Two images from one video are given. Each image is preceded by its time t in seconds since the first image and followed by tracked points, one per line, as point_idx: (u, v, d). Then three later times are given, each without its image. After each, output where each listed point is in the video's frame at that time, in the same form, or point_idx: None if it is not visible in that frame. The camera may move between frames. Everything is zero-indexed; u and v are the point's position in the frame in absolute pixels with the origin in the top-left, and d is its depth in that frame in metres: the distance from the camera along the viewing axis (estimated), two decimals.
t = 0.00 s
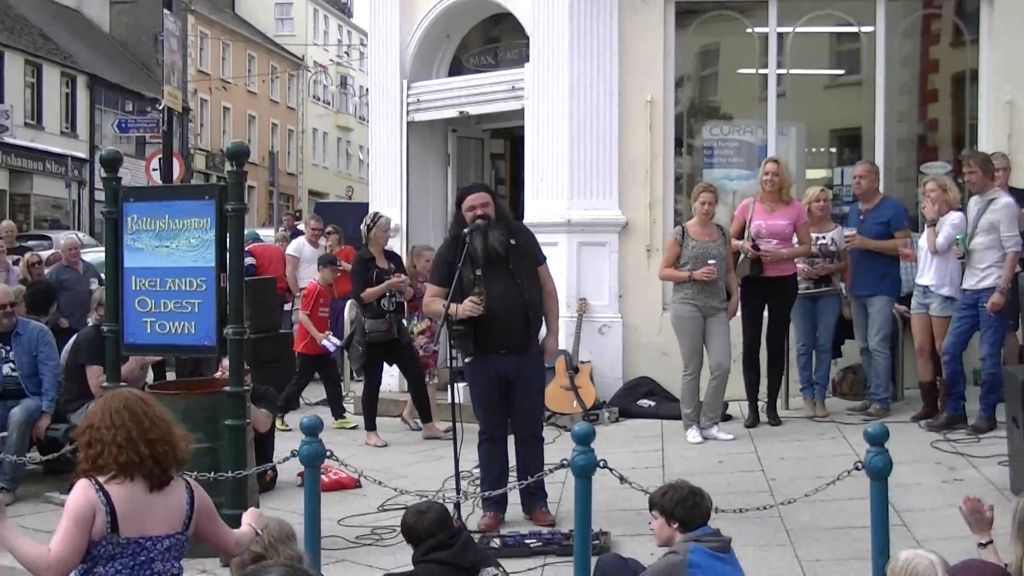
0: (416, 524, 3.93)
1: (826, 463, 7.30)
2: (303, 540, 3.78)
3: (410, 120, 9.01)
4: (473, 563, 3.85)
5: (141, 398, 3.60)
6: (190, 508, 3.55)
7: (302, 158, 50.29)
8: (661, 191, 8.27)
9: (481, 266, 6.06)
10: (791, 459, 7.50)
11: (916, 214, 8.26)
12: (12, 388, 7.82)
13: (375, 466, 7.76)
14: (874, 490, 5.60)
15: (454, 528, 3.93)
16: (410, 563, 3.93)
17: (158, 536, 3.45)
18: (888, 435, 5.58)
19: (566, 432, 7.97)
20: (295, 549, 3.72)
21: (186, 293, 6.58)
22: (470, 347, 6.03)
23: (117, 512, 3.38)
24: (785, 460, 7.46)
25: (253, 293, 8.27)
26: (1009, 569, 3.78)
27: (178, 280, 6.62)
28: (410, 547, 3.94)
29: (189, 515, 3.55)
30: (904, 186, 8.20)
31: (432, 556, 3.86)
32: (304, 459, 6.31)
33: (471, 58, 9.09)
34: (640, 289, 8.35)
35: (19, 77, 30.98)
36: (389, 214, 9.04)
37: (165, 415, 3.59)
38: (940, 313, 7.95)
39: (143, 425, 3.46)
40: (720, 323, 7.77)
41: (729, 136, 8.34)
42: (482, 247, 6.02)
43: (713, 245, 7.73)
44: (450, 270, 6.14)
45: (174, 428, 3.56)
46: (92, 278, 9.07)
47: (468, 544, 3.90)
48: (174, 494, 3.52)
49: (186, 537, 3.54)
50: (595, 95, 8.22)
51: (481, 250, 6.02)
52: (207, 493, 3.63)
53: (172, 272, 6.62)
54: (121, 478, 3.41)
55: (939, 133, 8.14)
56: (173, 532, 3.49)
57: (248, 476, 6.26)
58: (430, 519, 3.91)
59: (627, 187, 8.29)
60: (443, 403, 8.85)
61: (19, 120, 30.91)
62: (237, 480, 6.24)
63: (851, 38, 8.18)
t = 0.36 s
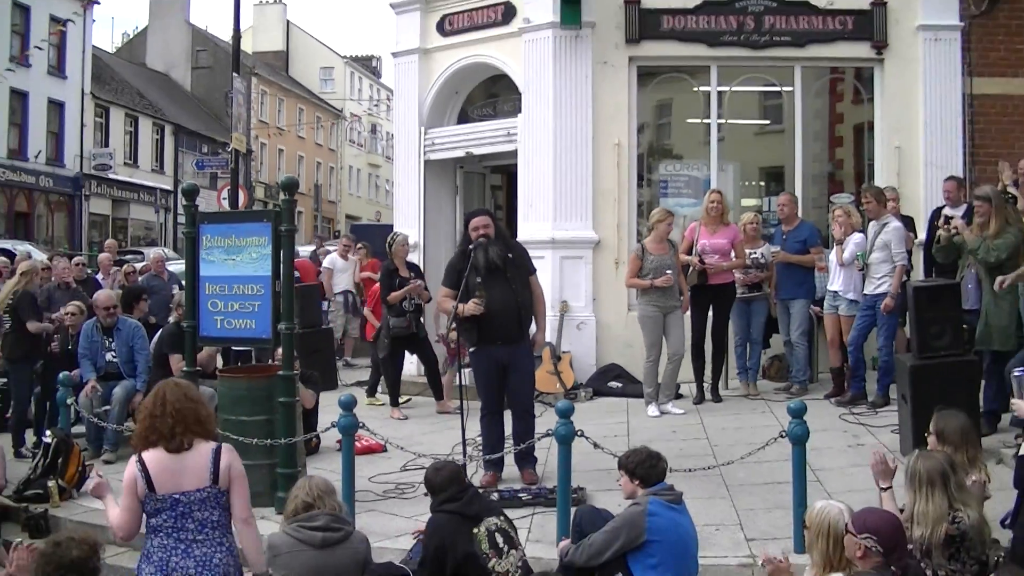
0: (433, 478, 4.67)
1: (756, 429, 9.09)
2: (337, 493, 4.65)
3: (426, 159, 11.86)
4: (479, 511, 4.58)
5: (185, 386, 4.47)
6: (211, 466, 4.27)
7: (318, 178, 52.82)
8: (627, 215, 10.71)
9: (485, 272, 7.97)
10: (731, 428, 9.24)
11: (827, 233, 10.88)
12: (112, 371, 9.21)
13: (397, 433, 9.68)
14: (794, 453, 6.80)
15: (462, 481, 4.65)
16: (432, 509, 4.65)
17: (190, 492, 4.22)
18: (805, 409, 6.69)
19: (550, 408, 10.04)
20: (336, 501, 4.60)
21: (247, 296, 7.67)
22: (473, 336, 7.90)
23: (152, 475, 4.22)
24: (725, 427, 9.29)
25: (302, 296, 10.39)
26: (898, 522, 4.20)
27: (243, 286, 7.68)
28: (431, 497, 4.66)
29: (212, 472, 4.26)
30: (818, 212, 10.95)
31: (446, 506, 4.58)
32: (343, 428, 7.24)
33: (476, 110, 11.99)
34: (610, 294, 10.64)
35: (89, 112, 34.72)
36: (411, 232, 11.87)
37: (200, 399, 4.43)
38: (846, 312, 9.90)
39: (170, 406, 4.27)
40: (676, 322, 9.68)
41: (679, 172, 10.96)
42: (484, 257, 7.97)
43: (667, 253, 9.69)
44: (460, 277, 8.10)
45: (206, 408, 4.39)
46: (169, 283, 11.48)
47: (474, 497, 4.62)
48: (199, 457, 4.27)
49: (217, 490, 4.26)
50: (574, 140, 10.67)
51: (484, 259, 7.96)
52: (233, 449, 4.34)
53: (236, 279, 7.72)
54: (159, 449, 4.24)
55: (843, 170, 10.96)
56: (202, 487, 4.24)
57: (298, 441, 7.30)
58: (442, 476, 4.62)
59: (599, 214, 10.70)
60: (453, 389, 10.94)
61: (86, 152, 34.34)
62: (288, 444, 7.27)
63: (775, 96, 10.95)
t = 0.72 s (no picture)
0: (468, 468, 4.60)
1: (754, 429, 9.13)
2: (345, 493, 4.72)
3: (427, 159, 11.94)
4: (494, 515, 4.48)
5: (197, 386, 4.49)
6: (192, 463, 4.20)
7: (319, 180, 52.99)
8: (625, 216, 10.80)
9: (489, 283, 7.92)
10: (729, 428, 9.27)
11: (824, 235, 10.98)
12: (114, 370, 9.20)
13: (397, 432, 9.73)
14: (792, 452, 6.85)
15: (492, 483, 4.55)
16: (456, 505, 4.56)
17: (175, 492, 4.22)
18: (804, 410, 6.76)
19: (548, 408, 10.13)
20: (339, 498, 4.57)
21: (250, 295, 7.72)
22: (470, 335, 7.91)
23: (151, 479, 4.31)
24: (723, 427, 9.32)
25: (303, 296, 10.46)
26: (894, 518, 4.19)
27: (243, 286, 7.74)
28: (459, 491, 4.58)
29: (194, 469, 4.20)
30: (816, 213, 11.04)
31: (463, 503, 4.50)
32: (343, 426, 7.23)
33: (476, 111, 12.05)
34: (609, 294, 10.73)
35: (92, 112, 34.83)
36: (410, 233, 11.94)
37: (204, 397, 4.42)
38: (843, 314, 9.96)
39: (159, 408, 4.30)
40: (677, 323, 9.74)
41: (679, 173, 11.05)
42: (488, 270, 7.93)
43: (666, 254, 9.74)
44: (464, 276, 8.07)
45: (204, 406, 4.36)
46: (173, 283, 11.56)
47: (496, 497, 4.51)
48: (183, 454, 4.24)
49: (199, 490, 4.20)
50: (574, 141, 10.75)
51: (487, 272, 7.92)
52: (216, 443, 4.23)
53: (238, 279, 7.77)
54: (151, 453, 4.29)
55: (841, 172, 11.04)
56: (183, 488, 4.21)
57: (298, 439, 7.30)
58: (476, 467, 4.54)
59: (599, 214, 10.79)
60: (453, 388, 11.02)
61: (88, 151, 34.41)
62: (288, 443, 7.29)
63: (774, 98, 11.04)
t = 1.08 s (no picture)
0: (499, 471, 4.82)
1: (751, 430, 9.14)
2: (347, 491, 4.76)
3: (425, 160, 11.95)
4: (527, 521, 4.70)
5: (218, 379, 4.38)
6: (211, 469, 4.13)
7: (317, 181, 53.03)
8: (623, 217, 10.81)
9: (498, 277, 7.74)
10: (726, 428, 9.27)
11: (822, 236, 11.01)
12: (112, 371, 9.23)
13: (396, 432, 9.73)
14: (789, 453, 6.86)
15: (529, 490, 4.76)
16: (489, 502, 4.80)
17: (191, 493, 4.17)
18: (801, 411, 6.77)
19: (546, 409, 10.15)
20: (340, 497, 4.69)
21: (246, 297, 7.71)
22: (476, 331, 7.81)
23: (168, 476, 4.24)
24: (721, 428, 9.32)
25: (300, 297, 10.46)
26: (889, 519, 4.21)
27: (241, 287, 7.74)
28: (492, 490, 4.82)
29: (212, 476, 4.13)
30: (813, 215, 11.07)
31: (499, 503, 4.72)
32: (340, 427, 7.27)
33: (473, 112, 12.07)
34: (607, 295, 10.75)
35: (89, 114, 34.82)
36: (407, 234, 11.95)
37: (225, 397, 4.30)
38: (840, 315, 9.96)
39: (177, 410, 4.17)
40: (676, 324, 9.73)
41: (676, 174, 11.07)
42: (500, 265, 7.74)
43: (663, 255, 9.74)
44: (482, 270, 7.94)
45: (224, 406, 4.25)
46: (169, 284, 11.59)
47: (531, 503, 4.73)
48: (202, 459, 4.16)
49: (216, 494, 4.14)
50: (572, 142, 10.76)
51: (499, 266, 7.74)
52: (235, 451, 4.13)
53: (236, 280, 7.77)
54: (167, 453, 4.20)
55: (839, 174, 11.06)
56: (200, 489, 4.15)
57: (296, 440, 7.27)
58: (520, 467, 4.75)
59: (597, 216, 10.79)
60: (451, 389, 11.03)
61: (85, 153, 34.40)
62: (287, 444, 7.27)
63: (770, 99, 11.04)
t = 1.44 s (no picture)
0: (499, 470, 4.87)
1: (751, 432, 9.14)
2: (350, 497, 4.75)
3: (424, 163, 11.95)
4: (540, 521, 4.79)
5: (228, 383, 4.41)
6: (235, 474, 4.17)
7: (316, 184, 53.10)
8: (622, 218, 10.81)
9: (508, 289, 7.75)
10: (727, 430, 9.27)
11: (821, 237, 11.01)
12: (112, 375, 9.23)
13: (395, 435, 9.73)
14: (789, 454, 6.86)
15: (538, 491, 4.84)
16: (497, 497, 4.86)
17: (207, 499, 4.16)
18: (800, 413, 6.77)
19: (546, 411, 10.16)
20: (342, 502, 4.69)
21: (246, 300, 7.72)
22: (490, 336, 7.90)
23: (177, 478, 4.20)
24: (721, 430, 9.33)
25: (299, 300, 10.46)
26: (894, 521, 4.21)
27: (241, 290, 7.74)
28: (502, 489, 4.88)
29: (236, 481, 4.17)
30: (813, 216, 11.07)
31: (512, 503, 4.78)
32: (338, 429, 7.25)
33: (472, 114, 12.09)
34: (606, 296, 10.76)
35: (89, 117, 34.86)
36: (406, 236, 11.95)
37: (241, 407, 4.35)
38: (840, 316, 9.95)
39: (201, 414, 4.16)
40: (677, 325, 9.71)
41: (675, 176, 11.07)
42: (511, 273, 7.73)
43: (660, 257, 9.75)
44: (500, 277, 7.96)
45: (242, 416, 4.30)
46: (169, 287, 11.58)
47: (542, 507, 4.82)
48: (224, 466, 4.18)
49: (237, 499, 4.18)
50: (571, 144, 10.76)
51: (509, 279, 7.76)
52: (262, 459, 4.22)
53: (235, 282, 7.77)
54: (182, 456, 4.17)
55: (838, 175, 11.06)
56: (221, 494, 4.17)
57: (295, 442, 7.30)
58: (525, 467, 4.83)
59: (597, 218, 10.79)
60: (451, 391, 11.04)
61: (84, 156, 34.42)
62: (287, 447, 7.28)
63: (769, 101, 11.04)
